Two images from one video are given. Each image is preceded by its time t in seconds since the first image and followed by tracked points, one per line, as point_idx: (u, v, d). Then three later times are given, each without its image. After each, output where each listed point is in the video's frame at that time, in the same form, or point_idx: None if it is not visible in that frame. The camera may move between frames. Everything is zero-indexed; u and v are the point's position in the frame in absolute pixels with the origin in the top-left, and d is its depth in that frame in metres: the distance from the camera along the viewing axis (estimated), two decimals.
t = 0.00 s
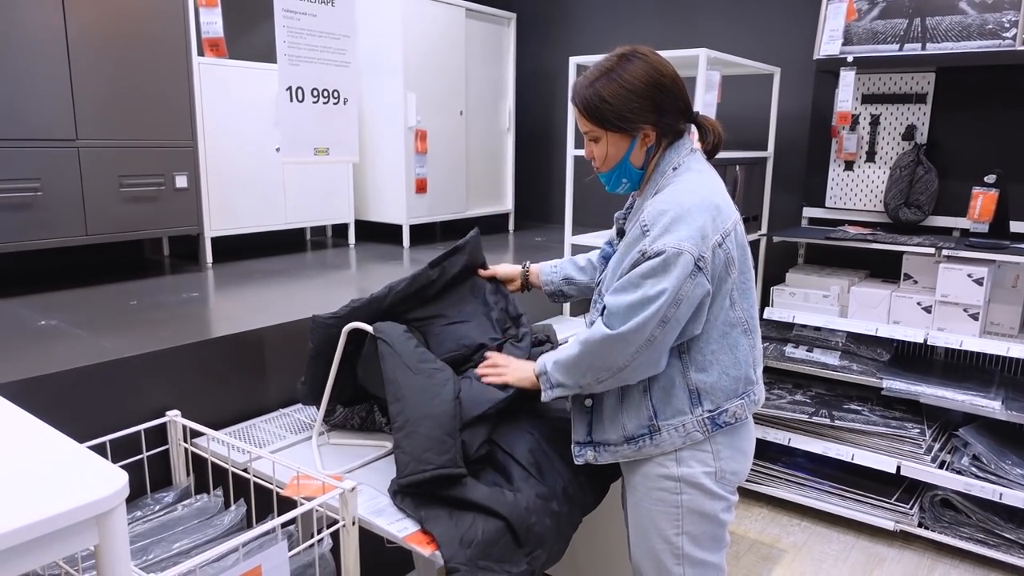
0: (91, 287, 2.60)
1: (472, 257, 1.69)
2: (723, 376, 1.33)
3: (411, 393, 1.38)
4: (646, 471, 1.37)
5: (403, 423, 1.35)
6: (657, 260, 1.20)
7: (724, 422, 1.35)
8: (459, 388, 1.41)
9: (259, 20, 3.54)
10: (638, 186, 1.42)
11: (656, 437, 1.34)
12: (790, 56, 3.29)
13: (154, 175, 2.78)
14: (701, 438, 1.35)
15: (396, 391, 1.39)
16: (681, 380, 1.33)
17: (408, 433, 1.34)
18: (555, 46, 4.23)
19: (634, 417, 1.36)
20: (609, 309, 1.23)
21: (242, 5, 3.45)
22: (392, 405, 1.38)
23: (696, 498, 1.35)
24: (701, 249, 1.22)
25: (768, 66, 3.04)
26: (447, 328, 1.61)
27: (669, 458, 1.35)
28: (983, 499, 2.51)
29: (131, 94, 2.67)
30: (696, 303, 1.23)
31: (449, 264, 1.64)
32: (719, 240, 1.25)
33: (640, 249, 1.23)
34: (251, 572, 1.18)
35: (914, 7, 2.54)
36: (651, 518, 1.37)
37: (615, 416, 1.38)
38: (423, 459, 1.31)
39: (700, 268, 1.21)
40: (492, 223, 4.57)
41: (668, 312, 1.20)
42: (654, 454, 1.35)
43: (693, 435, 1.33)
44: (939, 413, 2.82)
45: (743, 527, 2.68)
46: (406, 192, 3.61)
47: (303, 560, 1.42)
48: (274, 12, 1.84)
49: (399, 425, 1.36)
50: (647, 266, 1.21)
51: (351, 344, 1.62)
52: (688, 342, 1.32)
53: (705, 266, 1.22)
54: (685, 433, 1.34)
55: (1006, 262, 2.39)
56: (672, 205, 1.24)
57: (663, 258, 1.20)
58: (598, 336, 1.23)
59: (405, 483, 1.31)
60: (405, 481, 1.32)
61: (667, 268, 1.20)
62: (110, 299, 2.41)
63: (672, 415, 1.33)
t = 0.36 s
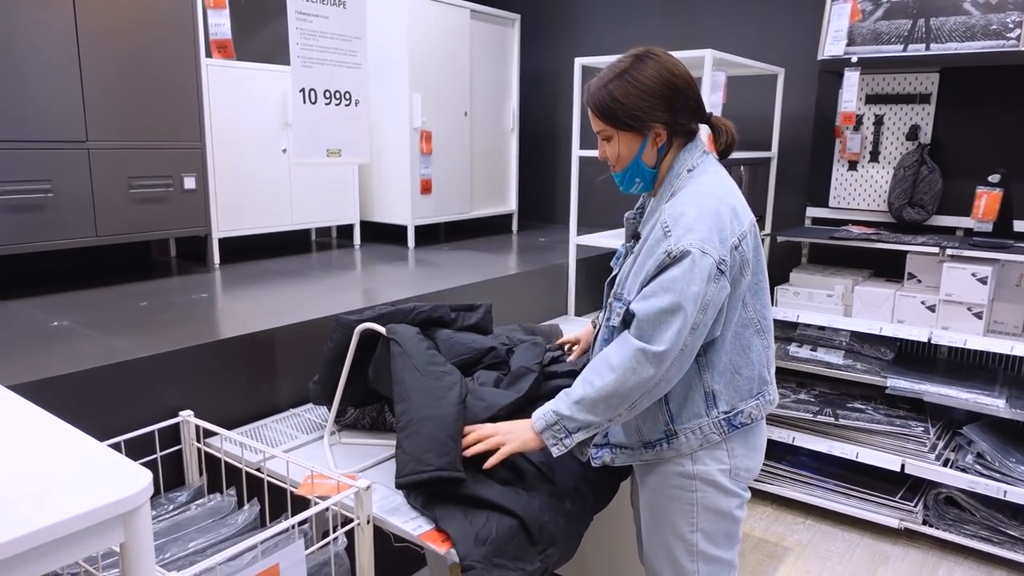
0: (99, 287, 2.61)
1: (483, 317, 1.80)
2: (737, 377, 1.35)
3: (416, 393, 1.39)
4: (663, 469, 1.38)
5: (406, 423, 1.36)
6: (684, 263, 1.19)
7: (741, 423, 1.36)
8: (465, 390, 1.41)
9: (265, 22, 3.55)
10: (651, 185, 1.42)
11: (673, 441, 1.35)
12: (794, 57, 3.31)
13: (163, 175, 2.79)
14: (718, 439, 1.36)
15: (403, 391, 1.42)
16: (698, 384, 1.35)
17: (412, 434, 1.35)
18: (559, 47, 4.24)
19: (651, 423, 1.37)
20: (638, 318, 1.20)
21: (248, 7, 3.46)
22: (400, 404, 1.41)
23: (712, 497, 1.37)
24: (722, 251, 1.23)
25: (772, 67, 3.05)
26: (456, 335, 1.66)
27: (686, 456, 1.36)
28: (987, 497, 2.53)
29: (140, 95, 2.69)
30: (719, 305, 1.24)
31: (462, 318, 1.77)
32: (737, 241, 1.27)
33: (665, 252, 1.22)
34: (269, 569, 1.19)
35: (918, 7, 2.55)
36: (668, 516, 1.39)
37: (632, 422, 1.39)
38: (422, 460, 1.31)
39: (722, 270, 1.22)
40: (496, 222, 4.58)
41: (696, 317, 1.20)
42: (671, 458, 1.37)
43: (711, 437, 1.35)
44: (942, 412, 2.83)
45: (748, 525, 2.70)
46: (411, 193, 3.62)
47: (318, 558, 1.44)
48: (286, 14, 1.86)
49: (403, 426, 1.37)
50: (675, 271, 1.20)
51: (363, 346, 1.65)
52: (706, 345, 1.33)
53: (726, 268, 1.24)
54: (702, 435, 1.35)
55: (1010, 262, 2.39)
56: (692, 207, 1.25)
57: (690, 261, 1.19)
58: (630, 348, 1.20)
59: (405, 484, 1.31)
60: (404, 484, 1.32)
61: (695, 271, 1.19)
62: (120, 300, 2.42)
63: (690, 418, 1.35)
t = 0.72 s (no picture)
0: (69, 285, 2.54)
1: (462, 312, 1.77)
2: (714, 370, 1.33)
3: (398, 388, 1.38)
4: (651, 462, 1.40)
5: (387, 419, 1.35)
6: (658, 248, 1.20)
7: (713, 417, 1.34)
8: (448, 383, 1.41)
9: (238, 16, 3.50)
10: (653, 175, 1.43)
11: (643, 429, 1.35)
12: (768, 54, 3.34)
13: (135, 171, 2.73)
14: (689, 431, 1.35)
15: (384, 386, 1.40)
16: (671, 371, 1.33)
17: (393, 430, 1.34)
18: (536, 44, 4.25)
19: (623, 408, 1.37)
20: (603, 293, 1.22)
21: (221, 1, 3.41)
22: (381, 400, 1.39)
23: (695, 489, 1.37)
24: (701, 241, 1.23)
25: (748, 63, 3.08)
26: (436, 329, 1.63)
27: (671, 451, 1.37)
28: (960, 485, 2.57)
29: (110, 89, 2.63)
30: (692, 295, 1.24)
31: (441, 313, 1.75)
32: (722, 235, 1.26)
33: (642, 236, 1.23)
34: (251, 567, 1.17)
35: (890, 4, 2.59)
36: (655, 508, 1.40)
37: (608, 406, 1.39)
38: (404, 457, 1.31)
39: (698, 261, 1.22)
40: (473, 219, 4.56)
41: (662, 302, 1.20)
42: (641, 446, 1.36)
43: (681, 428, 1.33)
44: (915, 403, 2.88)
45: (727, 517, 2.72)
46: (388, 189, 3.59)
47: (300, 556, 1.42)
48: (264, 5, 1.83)
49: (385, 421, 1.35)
50: (646, 253, 1.21)
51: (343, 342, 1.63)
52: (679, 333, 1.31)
53: (704, 259, 1.23)
54: (673, 426, 1.34)
55: (980, 254, 2.44)
56: (680, 196, 1.25)
57: (662, 246, 1.20)
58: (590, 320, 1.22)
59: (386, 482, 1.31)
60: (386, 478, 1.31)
61: (667, 257, 1.20)
62: (91, 298, 2.36)
63: (661, 406, 1.33)
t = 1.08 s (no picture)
0: (61, 285, 2.53)
1: (456, 294, 1.83)
2: (731, 368, 1.35)
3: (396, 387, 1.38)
4: (648, 460, 1.41)
5: (388, 420, 1.34)
6: (682, 244, 1.19)
7: (735, 414, 1.36)
8: (444, 380, 1.41)
9: (229, 15, 3.48)
10: (646, 172, 1.45)
11: (667, 431, 1.37)
12: (759, 54, 3.36)
13: (126, 170, 2.72)
14: (712, 429, 1.36)
15: (382, 387, 1.40)
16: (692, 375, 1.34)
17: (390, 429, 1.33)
18: (528, 44, 4.26)
19: (644, 413, 1.38)
20: (655, 295, 1.18)
21: None
22: (380, 401, 1.39)
23: (692, 485, 1.38)
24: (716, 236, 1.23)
25: (738, 63, 3.10)
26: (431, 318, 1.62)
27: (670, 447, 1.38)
28: (949, 481, 2.60)
29: (102, 88, 2.62)
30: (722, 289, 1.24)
31: (434, 297, 1.80)
32: (725, 225, 1.28)
33: (656, 236, 1.23)
34: (249, 563, 1.17)
35: (878, 5, 2.60)
36: (654, 505, 1.42)
37: (626, 412, 1.41)
38: (406, 457, 1.29)
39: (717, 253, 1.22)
40: (466, 219, 4.56)
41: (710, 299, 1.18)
42: (664, 448, 1.38)
43: (704, 427, 1.35)
44: (904, 399, 2.91)
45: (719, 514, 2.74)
46: (381, 188, 3.60)
47: (299, 552, 1.43)
48: (257, 3, 1.83)
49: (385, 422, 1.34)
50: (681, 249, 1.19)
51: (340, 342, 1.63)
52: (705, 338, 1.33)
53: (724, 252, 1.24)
54: (696, 425, 1.36)
55: (967, 252, 2.47)
56: (676, 193, 1.26)
57: (685, 240, 1.19)
58: (642, 318, 1.17)
59: (389, 484, 1.28)
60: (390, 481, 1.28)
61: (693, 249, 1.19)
62: (83, 297, 2.35)
63: (684, 410, 1.35)
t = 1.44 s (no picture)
0: (56, 285, 2.52)
1: (468, 309, 1.77)
2: (727, 367, 1.36)
3: (412, 415, 1.34)
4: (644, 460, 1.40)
5: (400, 446, 1.31)
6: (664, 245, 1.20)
7: (733, 413, 1.37)
8: (460, 410, 1.37)
9: (224, 15, 3.47)
10: (636, 171, 1.45)
11: (665, 434, 1.36)
12: (754, 54, 3.37)
13: (122, 171, 2.71)
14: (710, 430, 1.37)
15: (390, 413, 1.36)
16: (688, 376, 1.35)
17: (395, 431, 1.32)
18: (524, 45, 4.26)
19: (642, 416, 1.38)
20: (631, 297, 1.20)
21: None
22: (391, 423, 1.35)
23: (687, 484, 1.39)
24: (707, 238, 1.23)
25: (733, 64, 3.11)
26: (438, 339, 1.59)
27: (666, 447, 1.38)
28: (943, 480, 2.62)
29: (96, 89, 2.61)
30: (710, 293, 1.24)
31: (446, 314, 1.73)
32: (717, 226, 1.27)
33: (644, 236, 1.24)
34: (247, 565, 1.17)
35: (872, 6, 2.62)
36: (649, 504, 1.41)
37: (624, 414, 1.40)
38: (412, 486, 1.28)
39: (706, 255, 1.22)
40: (462, 219, 4.56)
41: (688, 302, 1.19)
42: (664, 452, 1.37)
43: (704, 428, 1.35)
44: (899, 399, 2.92)
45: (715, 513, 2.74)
46: (377, 188, 3.59)
47: (297, 554, 1.42)
48: (253, 3, 1.83)
49: (394, 447, 1.31)
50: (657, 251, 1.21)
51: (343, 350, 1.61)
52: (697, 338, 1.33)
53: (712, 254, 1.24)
54: (695, 427, 1.36)
55: (961, 253, 2.48)
56: (672, 192, 1.26)
57: (669, 242, 1.20)
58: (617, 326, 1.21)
59: (392, 509, 1.27)
60: (389, 504, 1.28)
61: (676, 253, 1.19)
62: (78, 298, 2.34)
63: (682, 411, 1.35)
